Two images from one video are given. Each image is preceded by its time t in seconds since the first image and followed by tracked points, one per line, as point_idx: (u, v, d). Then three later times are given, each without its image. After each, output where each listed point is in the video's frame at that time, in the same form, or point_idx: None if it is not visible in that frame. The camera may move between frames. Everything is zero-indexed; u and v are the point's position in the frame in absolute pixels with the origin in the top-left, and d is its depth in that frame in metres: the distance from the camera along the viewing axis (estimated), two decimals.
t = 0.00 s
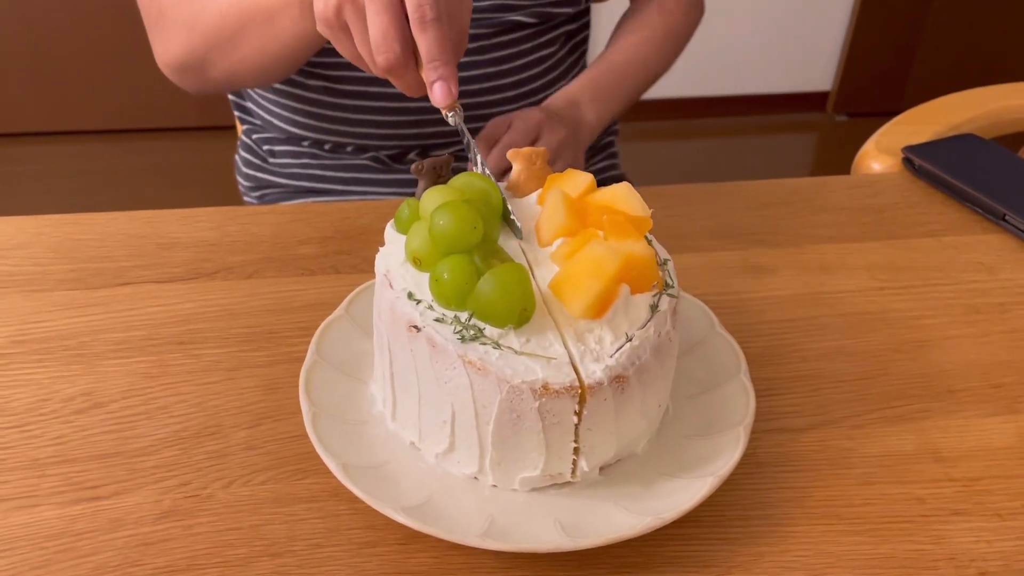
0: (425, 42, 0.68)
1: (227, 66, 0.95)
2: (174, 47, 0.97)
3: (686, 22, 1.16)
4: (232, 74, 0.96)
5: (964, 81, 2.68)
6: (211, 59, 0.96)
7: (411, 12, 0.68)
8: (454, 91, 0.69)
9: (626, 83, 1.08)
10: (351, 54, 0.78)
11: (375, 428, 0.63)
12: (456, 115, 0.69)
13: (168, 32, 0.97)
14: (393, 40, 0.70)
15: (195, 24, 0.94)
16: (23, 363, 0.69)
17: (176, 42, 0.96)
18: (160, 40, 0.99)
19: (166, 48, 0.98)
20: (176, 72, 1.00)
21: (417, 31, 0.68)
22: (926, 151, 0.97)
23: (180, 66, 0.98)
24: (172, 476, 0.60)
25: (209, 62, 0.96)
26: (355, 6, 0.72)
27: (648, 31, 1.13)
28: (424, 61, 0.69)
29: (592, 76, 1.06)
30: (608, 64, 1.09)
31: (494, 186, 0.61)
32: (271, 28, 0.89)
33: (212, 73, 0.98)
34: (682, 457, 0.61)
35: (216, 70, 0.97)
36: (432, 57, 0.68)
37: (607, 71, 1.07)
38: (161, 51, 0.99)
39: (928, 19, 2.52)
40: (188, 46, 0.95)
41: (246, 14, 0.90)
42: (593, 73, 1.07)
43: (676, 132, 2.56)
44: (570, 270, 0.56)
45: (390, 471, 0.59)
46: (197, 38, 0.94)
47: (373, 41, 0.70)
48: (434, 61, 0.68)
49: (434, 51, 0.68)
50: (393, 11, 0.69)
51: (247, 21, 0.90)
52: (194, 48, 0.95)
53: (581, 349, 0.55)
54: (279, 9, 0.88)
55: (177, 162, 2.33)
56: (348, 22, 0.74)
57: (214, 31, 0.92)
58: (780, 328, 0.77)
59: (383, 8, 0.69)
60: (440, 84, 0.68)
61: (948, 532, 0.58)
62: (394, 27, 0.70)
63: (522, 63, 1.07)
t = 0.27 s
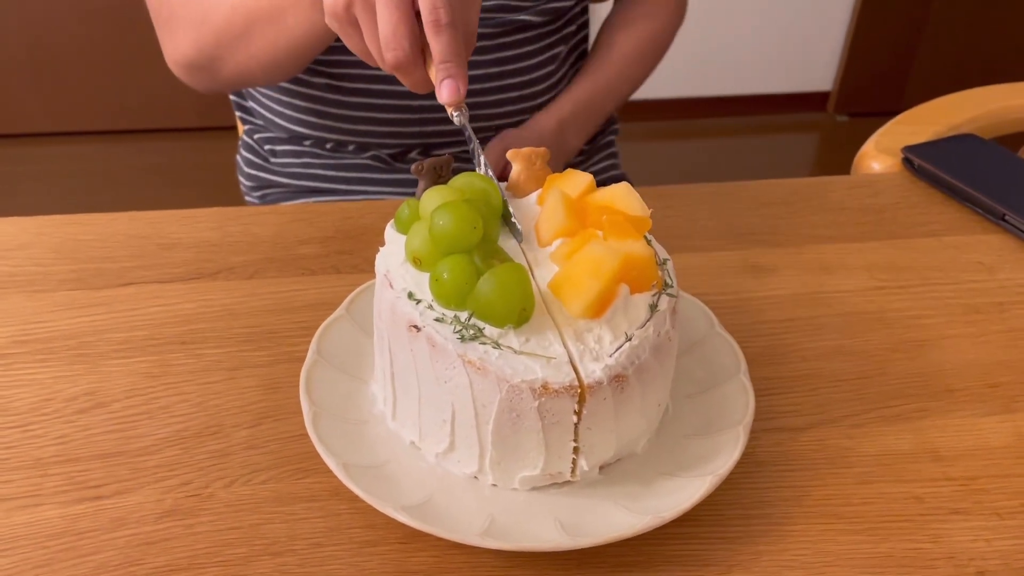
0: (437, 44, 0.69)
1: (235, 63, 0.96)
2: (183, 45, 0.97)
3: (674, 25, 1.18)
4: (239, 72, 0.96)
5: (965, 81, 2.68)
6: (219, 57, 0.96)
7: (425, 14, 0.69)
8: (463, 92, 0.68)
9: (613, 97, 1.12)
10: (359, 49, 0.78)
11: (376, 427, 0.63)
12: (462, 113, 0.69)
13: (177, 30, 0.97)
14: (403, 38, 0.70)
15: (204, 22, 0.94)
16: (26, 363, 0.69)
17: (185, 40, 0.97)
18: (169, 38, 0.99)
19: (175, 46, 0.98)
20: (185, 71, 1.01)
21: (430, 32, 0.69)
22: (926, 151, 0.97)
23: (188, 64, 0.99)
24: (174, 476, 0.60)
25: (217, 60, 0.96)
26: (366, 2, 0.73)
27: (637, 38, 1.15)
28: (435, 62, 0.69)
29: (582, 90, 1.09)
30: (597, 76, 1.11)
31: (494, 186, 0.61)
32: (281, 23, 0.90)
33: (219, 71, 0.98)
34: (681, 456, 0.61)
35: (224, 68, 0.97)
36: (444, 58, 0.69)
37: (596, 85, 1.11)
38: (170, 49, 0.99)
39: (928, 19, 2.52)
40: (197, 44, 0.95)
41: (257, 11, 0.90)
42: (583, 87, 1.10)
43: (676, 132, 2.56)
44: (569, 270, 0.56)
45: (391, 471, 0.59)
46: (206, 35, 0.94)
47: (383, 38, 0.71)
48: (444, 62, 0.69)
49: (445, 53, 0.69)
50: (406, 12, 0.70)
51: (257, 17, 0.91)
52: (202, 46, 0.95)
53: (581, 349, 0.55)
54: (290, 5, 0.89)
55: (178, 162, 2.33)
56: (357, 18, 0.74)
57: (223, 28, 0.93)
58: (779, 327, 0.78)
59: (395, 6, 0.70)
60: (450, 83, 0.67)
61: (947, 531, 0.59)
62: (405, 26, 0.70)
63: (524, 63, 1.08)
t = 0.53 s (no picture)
0: (439, 48, 0.69)
1: (236, 63, 0.95)
2: (185, 45, 0.97)
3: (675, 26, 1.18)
4: (240, 72, 0.96)
5: (966, 82, 2.68)
6: (221, 56, 0.96)
7: (427, 18, 0.68)
8: (462, 96, 0.68)
9: (614, 100, 1.12)
10: (357, 49, 0.78)
11: (376, 429, 0.63)
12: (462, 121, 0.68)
13: (179, 30, 0.97)
14: (403, 41, 0.70)
15: (207, 21, 0.94)
16: (26, 365, 0.69)
17: (187, 40, 0.97)
18: (171, 38, 0.99)
19: (177, 46, 0.98)
20: (187, 70, 1.01)
21: (432, 36, 0.69)
22: (928, 152, 0.97)
23: (191, 63, 0.99)
24: (173, 478, 0.60)
25: (218, 59, 0.96)
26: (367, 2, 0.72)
27: (637, 41, 1.15)
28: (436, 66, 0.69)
29: (582, 94, 1.10)
30: (597, 80, 1.12)
31: (494, 188, 0.61)
32: (282, 23, 0.89)
33: (221, 71, 0.98)
34: (682, 459, 0.61)
35: (225, 68, 0.97)
36: (444, 62, 0.69)
37: (596, 88, 1.11)
38: (172, 49, 1.00)
39: (929, 20, 2.52)
40: (199, 43, 0.95)
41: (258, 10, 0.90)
42: (583, 90, 1.10)
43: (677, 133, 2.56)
44: (569, 271, 0.56)
45: (390, 473, 0.59)
46: (208, 34, 0.94)
47: (383, 40, 0.71)
48: (444, 67, 0.68)
49: (445, 58, 0.68)
50: (407, 15, 0.70)
51: (259, 16, 0.91)
52: (205, 45, 0.95)
53: (581, 351, 0.55)
54: (290, 4, 0.88)
55: (180, 163, 2.33)
56: (357, 17, 0.74)
57: (225, 27, 0.93)
58: (781, 329, 0.77)
59: (396, 8, 0.70)
60: (449, 88, 0.67)
61: (949, 533, 0.58)
62: (406, 29, 0.70)
63: (525, 61, 1.08)
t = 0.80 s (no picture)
0: (442, 50, 0.69)
1: (238, 60, 0.96)
2: (187, 41, 0.97)
3: (678, 28, 1.18)
4: (242, 69, 0.97)
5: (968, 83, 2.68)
6: (223, 53, 0.96)
7: (433, 20, 0.69)
8: (465, 99, 0.68)
9: (618, 102, 1.13)
10: (358, 44, 0.79)
11: (379, 429, 0.64)
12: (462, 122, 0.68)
13: (181, 27, 0.98)
14: (406, 40, 0.71)
15: (209, 19, 0.94)
16: (32, 365, 0.70)
17: (188, 36, 0.97)
18: (173, 35, 0.99)
19: (179, 42, 0.99)
20: (189, 66, 1.01)
21: (438, 38, 0.69)
22: (929, 153, 0.97)
23: (193, 60, 0.99)
24: (178, 478, 0.61)
25: (221, 56, 0.97)
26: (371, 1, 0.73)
27: (640, 42, 1.15)
28: (439, 68, 0.69)
29: (586, 97, 1.10)
30: (600, 82, 1.12)
31: (497, 189, 0.61)
32: (283, 20, 0.90)
33: (223, 68, 0.98)
34: (683, 459, 0.62)
35: (227, 64, 0.97)
36: (447, 65, 0.69)
37: (599, 90, 1.11)
38: (174, 46, 1.00)
39: (931, 22, 2.52)
40: (202, 40, 0.96)
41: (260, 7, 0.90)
42: (587, 93, 1.11)
43: (679, 135, 2.56)
44: (572, 272, 0.56)
45: (394, 473, 0.59)
46: (210, 32, 0.95)
47: (385, 38, 0.71)
48: (447, 70, 0.69)
49: (449, 61, 0.69)
50: (412, 17, 0.71)
51: (260, 13, 0.91)
52: (208, 42, 0.96)
53: (583, 351, 0.56)
54: (292, 2, 0.89)
55: (183, 165, 2.34)
56: (360, 13, 0.75)
57: (228, 24, 0.93)
58: (782, 330, 0.78)
59: (400, 7, 0.70)
60: (451, 90, 0.67)
61: (949, 533, 0.59)
62: (409, 30, 0.71)
63: (528, 63, 1.08)
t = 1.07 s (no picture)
0: (447, 59, 0.69)
1: (238, 60, 0.96)
2: (187, 41, 0.97)
3: (679, 31, 1.18)
4: (241, 70, 0.96)
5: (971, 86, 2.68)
6: (223, 53, 0.96)
7: (438, 27, 0.69)
8: (468, 107, 0.68)
9: (620, 105, 1.13)
10: (359, 45, 0.79)
11: (381, 432, 0.63)
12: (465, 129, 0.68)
13: (181, 27, 0.98)
14: (409, 47, 0.71)
15: (210, 18, 0.94)
16: (35, 368, 0.70)
17: (189, 36, 0.97)
18: (173, 35, 0.99)
19: (179, 42, 0.99)
20: (189, 67, 1.01)
21: (442, 46, 0.69)
22: (932, 156, 0.97)
23: (192, 60, 0.99)
24: (181, 480, 0.61)
25: (221, 56, 0.97)
26: (375, 6, 0.73)
27: (642, 45, 1.15)
28: (443, 76, 0.69)
29: (588, 99, 1.10)
30: (603, 85, 1.12)
31: (499, 192, 0.61)
32: (284, 19, 0.90)
33: (222, 69, 0.98)
34: (686, 462, 0.61)
35: (226, 65, 0.97)
36: (452, 73, 0.69)
37: (601, 93, 1.11)
38: (174, 46, 1.00)
39: (934, 25, 2.52)
40: (202, 40, 0.96)
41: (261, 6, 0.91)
42: (589, 95, 1.11)
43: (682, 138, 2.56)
44: (574, 275, 0.56)
45: (396, 476, 0.59)
46: (211, 33, 0.95)
47: (389, 44, 0.71)
48: (450, 78, 0.69)
49: (453, 69, 0.69)
50: (416, 24, 0.71)
51: (262, 13, 0.91)
52: (208, 42, 0.96)
53: (586, 354, 0.56)
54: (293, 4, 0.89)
55: (186, 168, 2.34)
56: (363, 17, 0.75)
57: (229, 23, 0.93)
58: (785, 333, 0.78)
59: (405, 14, 0.70)
60: (455, 98, 0.67)
61: (953, 537, 0.58)
62: (412, 36, 0.71)
63: (530, 66, 1.09)
